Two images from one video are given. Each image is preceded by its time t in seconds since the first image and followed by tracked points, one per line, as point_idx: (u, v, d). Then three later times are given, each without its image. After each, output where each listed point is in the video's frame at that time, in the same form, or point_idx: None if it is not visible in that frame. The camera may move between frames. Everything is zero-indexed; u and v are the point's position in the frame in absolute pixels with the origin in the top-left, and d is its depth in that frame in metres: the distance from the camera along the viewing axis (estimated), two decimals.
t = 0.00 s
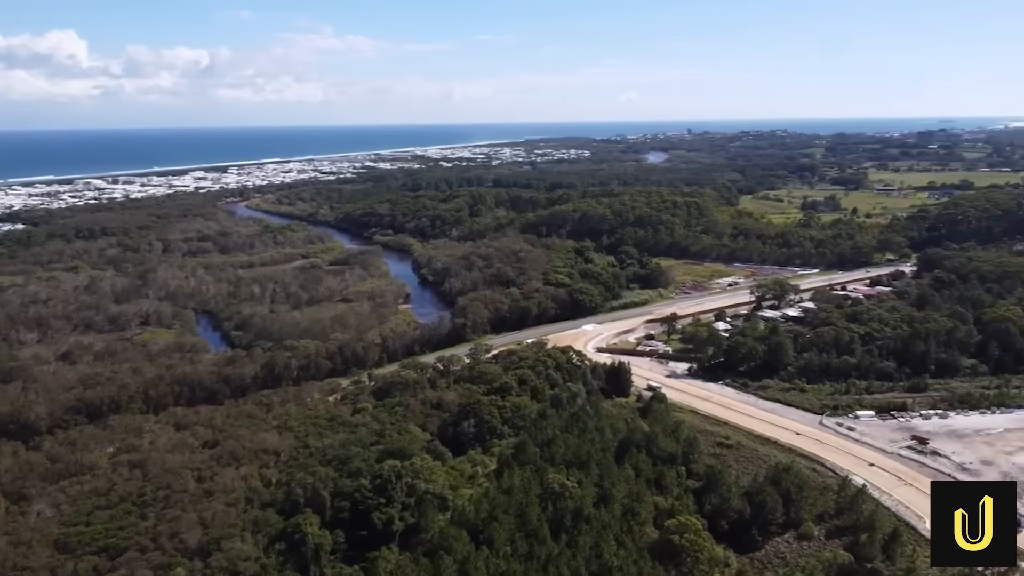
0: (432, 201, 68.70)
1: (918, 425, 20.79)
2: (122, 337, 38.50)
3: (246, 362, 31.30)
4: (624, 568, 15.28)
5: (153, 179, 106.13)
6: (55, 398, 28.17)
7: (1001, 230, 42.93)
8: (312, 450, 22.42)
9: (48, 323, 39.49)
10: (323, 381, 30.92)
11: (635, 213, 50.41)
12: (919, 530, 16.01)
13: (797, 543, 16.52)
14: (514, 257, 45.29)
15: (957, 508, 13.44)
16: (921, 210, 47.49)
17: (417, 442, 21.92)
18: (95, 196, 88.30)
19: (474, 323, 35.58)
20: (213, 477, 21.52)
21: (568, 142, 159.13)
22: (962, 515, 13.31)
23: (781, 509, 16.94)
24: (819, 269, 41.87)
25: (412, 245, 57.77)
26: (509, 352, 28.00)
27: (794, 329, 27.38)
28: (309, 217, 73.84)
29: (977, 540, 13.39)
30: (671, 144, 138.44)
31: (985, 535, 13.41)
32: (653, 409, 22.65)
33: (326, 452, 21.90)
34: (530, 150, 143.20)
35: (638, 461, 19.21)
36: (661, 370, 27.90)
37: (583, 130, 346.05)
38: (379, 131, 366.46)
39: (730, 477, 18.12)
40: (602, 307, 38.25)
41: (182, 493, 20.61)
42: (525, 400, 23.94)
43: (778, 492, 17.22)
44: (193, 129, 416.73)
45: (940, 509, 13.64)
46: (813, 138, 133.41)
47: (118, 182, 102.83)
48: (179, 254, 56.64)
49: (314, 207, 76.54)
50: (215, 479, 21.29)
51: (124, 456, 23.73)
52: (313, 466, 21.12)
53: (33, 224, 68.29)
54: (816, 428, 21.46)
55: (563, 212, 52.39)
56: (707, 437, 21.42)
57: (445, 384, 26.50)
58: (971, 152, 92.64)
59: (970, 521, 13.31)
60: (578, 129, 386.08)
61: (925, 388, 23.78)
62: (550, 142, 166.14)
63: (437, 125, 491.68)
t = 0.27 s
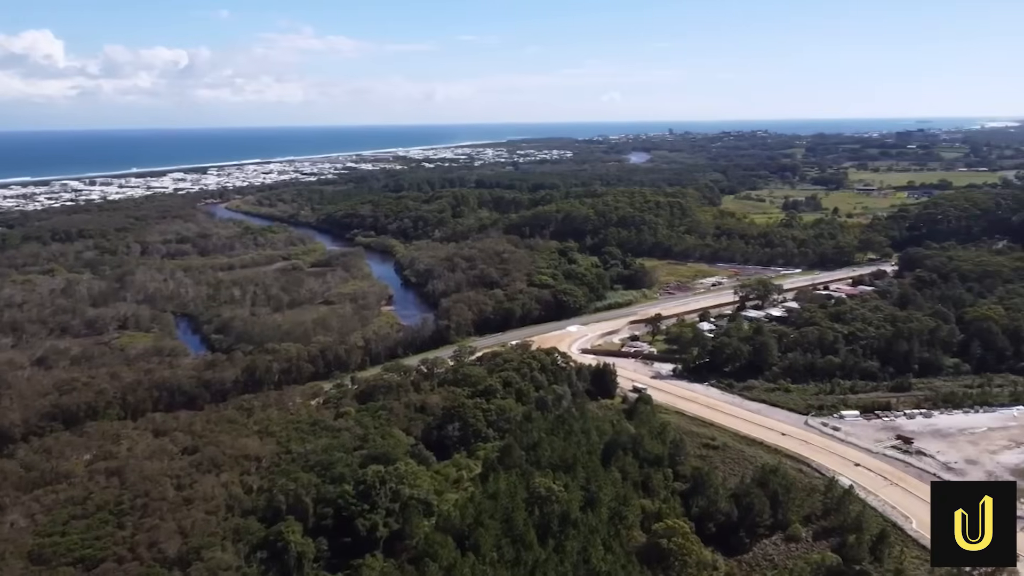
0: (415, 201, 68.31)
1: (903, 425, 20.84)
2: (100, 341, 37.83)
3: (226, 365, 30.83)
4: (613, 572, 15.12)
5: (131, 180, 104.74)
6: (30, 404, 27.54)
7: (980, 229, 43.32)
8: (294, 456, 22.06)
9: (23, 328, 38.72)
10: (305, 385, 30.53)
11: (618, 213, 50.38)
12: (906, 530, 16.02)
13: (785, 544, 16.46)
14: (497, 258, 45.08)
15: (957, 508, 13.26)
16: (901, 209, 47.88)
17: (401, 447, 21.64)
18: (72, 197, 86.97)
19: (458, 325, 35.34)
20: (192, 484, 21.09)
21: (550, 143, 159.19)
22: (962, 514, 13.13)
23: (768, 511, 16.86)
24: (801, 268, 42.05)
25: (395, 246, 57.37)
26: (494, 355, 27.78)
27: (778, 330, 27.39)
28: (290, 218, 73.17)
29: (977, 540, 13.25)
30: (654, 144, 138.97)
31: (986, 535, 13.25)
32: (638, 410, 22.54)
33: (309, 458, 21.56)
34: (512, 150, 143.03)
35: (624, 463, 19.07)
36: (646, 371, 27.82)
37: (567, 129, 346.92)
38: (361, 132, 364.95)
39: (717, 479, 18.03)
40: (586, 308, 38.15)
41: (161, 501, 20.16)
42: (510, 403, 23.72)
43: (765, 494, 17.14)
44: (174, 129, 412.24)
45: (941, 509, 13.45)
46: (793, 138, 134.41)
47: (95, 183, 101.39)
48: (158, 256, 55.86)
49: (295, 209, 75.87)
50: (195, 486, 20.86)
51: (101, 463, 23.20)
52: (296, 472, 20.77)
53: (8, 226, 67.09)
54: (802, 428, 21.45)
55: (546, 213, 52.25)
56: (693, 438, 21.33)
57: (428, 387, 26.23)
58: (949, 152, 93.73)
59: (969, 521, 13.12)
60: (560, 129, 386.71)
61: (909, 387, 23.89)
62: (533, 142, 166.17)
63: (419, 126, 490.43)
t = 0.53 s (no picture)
0: (397, 202, 67.90)
1: (888, 424, 20.88)
2: (76, 345, 37.15)
3: (206, 369, 30.33)
4: None
5: (108, 181, 103.28)
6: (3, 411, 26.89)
7: (959, 229, 43.77)
8: (275, 462, 21.68)
9: None
10: (286, 389, 30.13)
11: (602, 214, 50.32)
12: (893, 530, 16.02)
13: (773, 546, 16.39)
14: (481, 259, 44.87)
15: (957, 508, 12.81)
16: (882, 209, 48.24)
17: (384, 451, 21.35)
18: (47, 199, 85.61)
19: (442, 327, 35.08)
20: (171, 492, 20.64)
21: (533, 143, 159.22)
22: (962, 515, 12.68)
23: (756, 513, 16.78)
24: (784, 268, 42.22)
25: (377, 247, 56.94)
26: (478, 357, 27.56)
27: (762, 330, 27.41)
28: (271, 219, 72.48)
29: (977, 540, 12.93)
30: (635, 144, 139.42)
31: (986, 535, 12.87)
32: (624, 412, 22.42)
33: (291, 463, 21.20)
34: (495, 151, 142.80)
35: (611, 466, 18.92)
36: (631, 373, 27.72)
37: (550, 130, 347.88)
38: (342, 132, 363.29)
39: (704, 481, 17.93)
40: (571, 309, 38.02)
41: (139, 510, 19.70)
42: (494, 405, 23.48)
43: (753, 496, 17.06)
44: (153, 129, 408.07)
45: (941, 508, 13.00)
46: (773, 138, 135.43)
47: (72, 184, 99.88)
48: (136, 259, 55.06)
49: (276, 210, 75.18)
50: (173, 494, 20.41)
51: (76, 470, 22.65)
52: (278, 478, 20.41)
53: None
54: (787, 429, 21.43)
55: (529, 213, 52.09)
56: (679, 439, 21.24)
57: (412, 390, 25.94)
58: (927, 152, 94.81)
59: (970, 521, 12.67)
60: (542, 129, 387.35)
61: (892, 387, 23.98)
62: (515, 142, 166.20)
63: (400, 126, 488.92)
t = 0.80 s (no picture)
0: (379, 203, 67.39)
1: (873, 424, 20.92)
2: (52, 350, 36.42)
3: (185, 373, 29.81)
4: None
5: (85, 183, 101.79)
6: None
7: (939, 228, 44.17)
8: (257, 468, 21.30)
9: None
10: (268, 393, 29.70)
11: (585, 214, 50.24)
12: (880, 531, 15.99)
13: (761, 549, 16.32)
14: (464, 260, 44.60)
15: (957, 508, 13.07)
16: (863, 208, 48.56)
17: (368, 456, 21.04)
18: (22, 201, 84.16)
19: (425, 329, 34.79)
20: (150, 500, 20.16)
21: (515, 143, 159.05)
22: (962, 515, 12.94)
23: (743, 515, 16.69)
24: (767, 268, 42.36)
25: (359, 249, 56.47)
26: (462, 359, 27.31)
27: (747, 330, 27.42)
28: (251, 221, 71.71)
29: (977, 540, 13.17)
30: (618, 144, 139.69)
31: (985, 535, 13.13)
32: (610, 414, 22.27)
33: (272, 470, 20.84)
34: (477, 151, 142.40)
35: (597, 469, 18.78)
36: (617, 374, 27.60)
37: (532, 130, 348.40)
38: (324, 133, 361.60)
39: (691, 483, 17.83)
40: (555, 310, 37.87)
41: (116, 519, 19.23)
42: (479, 408, 23.25)
43: (740, 498, 16.93)
44: (132, 130, 403.03)
45: (940, 508, 13.26)
46: (754, 138, 136.24)
47: (47, 186, 98.32)
48: (113, 261, 54.20)
49: (256, 211, 74.39)
50: (152, 503, 19.93)
51: (51, 479, 22.09)
52: (259, 485, 20.03)
53: None
54: (773, 429, 21.39)
55: (513, 213, 51.89)
56: (666, 441, 21.11)
57: (396, 393, 25.62)
58: (906, 152, 95.73)
59: (970, 521, 12.95)
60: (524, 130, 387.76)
61: (877, 386, 24.05)
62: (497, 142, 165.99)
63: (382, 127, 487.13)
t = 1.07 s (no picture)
0: (362, 204, 66.91)
1: (859, 424, 20.95)
2: (28, 355, 35.70)
3: (164, 377, 29.30)
4: None
5: (62, 184, 100.27)
6: None
7: (920, 227, 44.64)
8: (239, 474, 20.93)
9: None
10: (249, 397, 29.26)
11: (569, 214, 50.12)
12: (868, 532, 15.95)
13: (749, 551, 16.22)
14: (448, 261, 44.34)
15: (957, 508, 13.31)
16: (845, 208, 48.84)
17: (352, 461, 20.74)
18: None
19: (409, 330, 34.49)
20: (128, 508, 19.72)
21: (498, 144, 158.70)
22: (963, 514, 13.18)
23: (732, 518, 16.58)
24: (750, 268, 42.45)
25: (342, 250, 56.00)
26: (447, 361, 27.07)
27: (732, 330, 27.40)
28: (232, 222, 70.93)
29: (976, 540, 13.40)
30: (601, 144, 139.84)
31: (984, 535, 13.40)
32: (596, 416, 22.12)
33: (254, 476, 20.48)
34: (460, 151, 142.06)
35: (584, 472, 18.62)
36: (602, 375, 27.48)
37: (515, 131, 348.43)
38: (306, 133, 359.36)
39: (679, 485, 17.71)
40: (540, 311, 37.72)
41: (93, 528, 18.77)
42: (464, 411, 23.01)
43: (728, 501, 16.82)
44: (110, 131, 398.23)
45: (941, 509, 13.50)
46: (736, 138, 136.85)
47: (23, 187, 96.74)
48: (91, 264, 53.33)
49: (237, 212, 73.60)
50: (130, 511, 19.50)
51: (27, 487, 21.56)
52: (241, 491, 19.66)
53: None
54: (760, 430, 21.34)
55: (497, 214, 51.68)
56: (652, 442, 20.99)
57: (380, 396, 25.31)
58: (886, 152, 96.59)
59: (970, 521, 13.21)
60: (507, 130, 387.64)
61: (861, 386, 24.11)
62: (481, 142, 165.67)
63: (365, 127, 485.17)
